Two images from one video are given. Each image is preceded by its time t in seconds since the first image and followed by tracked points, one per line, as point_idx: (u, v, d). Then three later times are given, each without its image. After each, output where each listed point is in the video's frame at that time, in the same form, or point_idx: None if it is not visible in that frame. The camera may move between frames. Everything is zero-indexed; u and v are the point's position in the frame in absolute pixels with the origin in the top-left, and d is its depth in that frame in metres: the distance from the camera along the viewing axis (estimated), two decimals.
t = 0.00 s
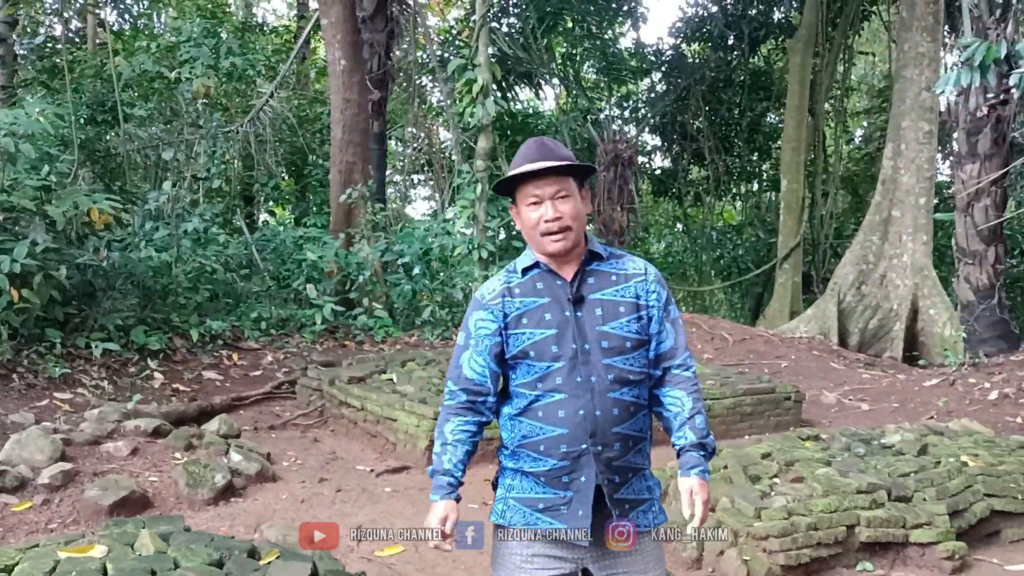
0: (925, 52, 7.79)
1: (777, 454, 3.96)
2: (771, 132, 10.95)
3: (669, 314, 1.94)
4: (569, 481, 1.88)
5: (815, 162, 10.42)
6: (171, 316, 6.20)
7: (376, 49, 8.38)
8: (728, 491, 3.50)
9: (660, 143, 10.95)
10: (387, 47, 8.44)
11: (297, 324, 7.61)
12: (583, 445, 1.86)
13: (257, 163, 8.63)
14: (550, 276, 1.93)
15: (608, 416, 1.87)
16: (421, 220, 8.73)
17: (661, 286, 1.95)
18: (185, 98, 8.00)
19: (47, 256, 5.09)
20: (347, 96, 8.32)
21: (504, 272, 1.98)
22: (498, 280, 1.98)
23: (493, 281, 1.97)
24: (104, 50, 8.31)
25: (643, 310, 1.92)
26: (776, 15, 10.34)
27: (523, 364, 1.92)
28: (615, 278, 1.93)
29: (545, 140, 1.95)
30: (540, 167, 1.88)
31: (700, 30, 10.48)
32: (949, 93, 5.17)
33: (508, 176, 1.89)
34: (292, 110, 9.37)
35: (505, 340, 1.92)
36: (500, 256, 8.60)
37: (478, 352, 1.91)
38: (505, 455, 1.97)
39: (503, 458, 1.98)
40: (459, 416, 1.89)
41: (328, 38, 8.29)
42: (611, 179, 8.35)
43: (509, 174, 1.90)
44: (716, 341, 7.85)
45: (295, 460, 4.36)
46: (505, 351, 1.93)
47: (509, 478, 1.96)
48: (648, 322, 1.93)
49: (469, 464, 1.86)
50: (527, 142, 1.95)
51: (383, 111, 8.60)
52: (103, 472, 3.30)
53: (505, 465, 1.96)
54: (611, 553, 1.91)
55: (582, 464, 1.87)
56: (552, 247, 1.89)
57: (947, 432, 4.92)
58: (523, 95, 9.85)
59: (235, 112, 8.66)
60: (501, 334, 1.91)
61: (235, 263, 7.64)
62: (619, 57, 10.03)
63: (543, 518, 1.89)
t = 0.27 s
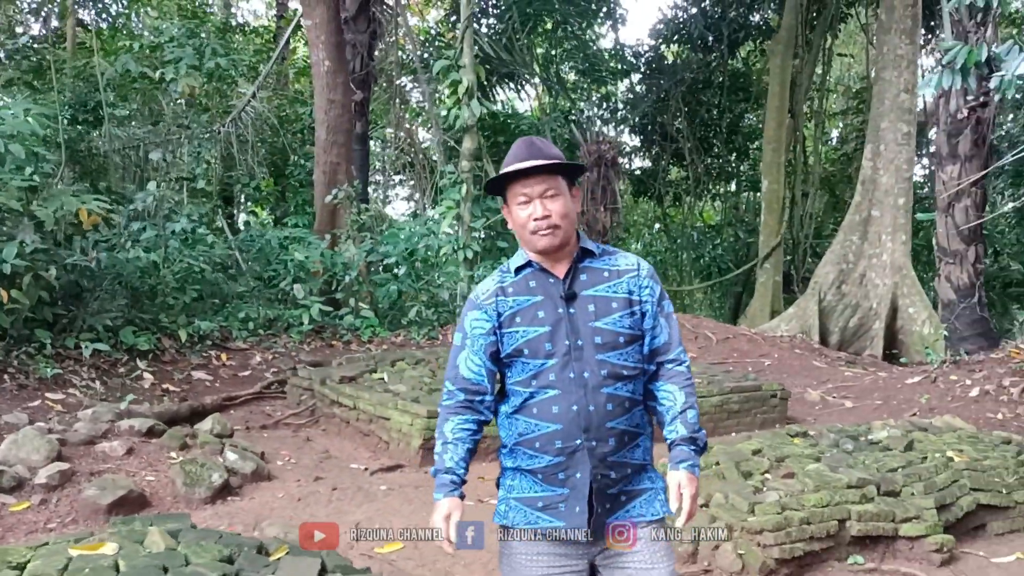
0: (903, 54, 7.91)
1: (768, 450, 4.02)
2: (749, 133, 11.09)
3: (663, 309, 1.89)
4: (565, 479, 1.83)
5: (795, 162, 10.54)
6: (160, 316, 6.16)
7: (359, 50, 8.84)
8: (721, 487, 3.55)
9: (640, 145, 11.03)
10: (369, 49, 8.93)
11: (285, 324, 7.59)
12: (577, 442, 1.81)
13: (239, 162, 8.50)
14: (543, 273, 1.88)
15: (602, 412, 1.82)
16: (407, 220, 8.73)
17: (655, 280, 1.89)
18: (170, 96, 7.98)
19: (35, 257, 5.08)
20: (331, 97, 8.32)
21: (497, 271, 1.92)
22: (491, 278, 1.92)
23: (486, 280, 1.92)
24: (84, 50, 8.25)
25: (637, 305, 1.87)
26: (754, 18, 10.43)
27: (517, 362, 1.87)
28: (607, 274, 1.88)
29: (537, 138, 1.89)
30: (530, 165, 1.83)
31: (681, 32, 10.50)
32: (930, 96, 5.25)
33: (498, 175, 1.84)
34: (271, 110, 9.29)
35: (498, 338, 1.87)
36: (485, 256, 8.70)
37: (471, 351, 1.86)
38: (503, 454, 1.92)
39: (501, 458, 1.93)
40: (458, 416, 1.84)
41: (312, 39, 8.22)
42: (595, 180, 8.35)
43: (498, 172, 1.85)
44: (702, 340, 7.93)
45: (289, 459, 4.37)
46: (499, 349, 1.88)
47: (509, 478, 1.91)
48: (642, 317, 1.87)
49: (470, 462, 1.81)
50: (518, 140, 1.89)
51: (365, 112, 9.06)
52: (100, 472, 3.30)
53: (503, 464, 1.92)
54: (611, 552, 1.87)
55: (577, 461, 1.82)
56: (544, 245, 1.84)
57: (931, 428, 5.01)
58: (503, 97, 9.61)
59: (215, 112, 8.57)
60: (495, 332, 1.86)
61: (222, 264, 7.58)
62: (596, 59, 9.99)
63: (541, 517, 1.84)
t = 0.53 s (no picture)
0: (885, 55, 8.03)
1: (764, 446, 4.07)
2: (731, 134, 11.21)
3: (680, 310, 1.88)
4: (570, 472, 1.85)
5: (779, 162, 10.65)
6: (153, 317, 6.14)
7: (345, 51, 8.89)
8: (721, 482, 3.60)
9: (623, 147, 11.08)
10: (355, 49, 8.98)
11: (276, 324, 7.53)
12: (584, 437, 1.83)
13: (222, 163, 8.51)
14: (560, 271, 1.90)
15: (610, 408, 1.83)
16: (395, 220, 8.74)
17: (672, 282, 1.89)
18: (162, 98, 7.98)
19: (30, 257, 5.05)
20: (318, 98, 8.30)
21: (519, 266, 1.96)
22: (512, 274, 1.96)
23: (507, 275, 1.96)
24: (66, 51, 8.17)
25: (651, 305, 1.87)
26: (734, 20, 10.56)
27: (531, 357, 1.89)
28: (622, 274, 1.88)
29: (562, 140, 1.91)
30: (549, 166, 1.85)
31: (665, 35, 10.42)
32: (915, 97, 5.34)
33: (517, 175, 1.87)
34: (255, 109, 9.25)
35: (514, 332, 1.90)
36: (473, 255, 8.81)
37: (488, 343, 1.91)
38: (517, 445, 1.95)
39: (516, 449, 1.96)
40: (480, 406, 1.90)
41: (300, 40, 8.17)
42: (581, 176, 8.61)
43: (518, 172, 1.88)
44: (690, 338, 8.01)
45: (288, 458, 4.39)
46: (515, 343, 1.91)
47: (522, 469, 1.94)
48: (655, 317, 1.87)
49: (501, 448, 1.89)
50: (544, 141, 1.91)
51: (351, 112, 9.13)
52: (103, 471, 3.30)
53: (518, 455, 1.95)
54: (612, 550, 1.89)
55: (583, 456, 1.83)
56: (558, 243, 1.86)
57: (920, 423, 5.09)
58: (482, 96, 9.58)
59: (199, 113, 8.53)
60: (510, 327, 1.90)
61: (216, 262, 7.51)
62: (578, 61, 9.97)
63: (547, 508, 1.87)
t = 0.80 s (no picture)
0: (862, 58, 8.16)
1: (753, 443, 4.14)
2: (709, 135, 11.38)
3: (687, 311, 1.89)
4: (572, 467, 1.89)
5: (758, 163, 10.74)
6: (138, 319, 6.11)
7: (325, 51, 8.83)
8: (713, 479, 3.65)
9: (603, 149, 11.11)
10: (335, 49, 8.89)
11: (261, 325, 7.41)
12: (584, 433, 1.86)
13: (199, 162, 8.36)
14: (568, 272, 1.93)
15: (611, 406, 1.85)
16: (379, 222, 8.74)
17: (679, 283, 1.89)
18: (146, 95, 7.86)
19: (15, 259, 5.03)
20: (299, 99, 8.26)
21: (531, 266, 2.01)
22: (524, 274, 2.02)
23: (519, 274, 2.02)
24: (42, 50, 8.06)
25: (656, 307, 1.88)
26: (710, 22, 10.49)
27: (538, 354, 1.94)
28: (628, 276, 1.89)
29: (572, 146, 1.97)
30: (556, 170, 1.90)
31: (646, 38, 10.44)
32: (897, 99, 5.41)
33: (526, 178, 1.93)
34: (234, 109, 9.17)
35: (520, 330, 1.96)
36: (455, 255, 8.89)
37: (495, 338, 1.99)
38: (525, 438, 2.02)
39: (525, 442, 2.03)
40: (485, 390, 2.01)
41: (280, 41, 8.13)
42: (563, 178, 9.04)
43: (528, 176, 1.94)
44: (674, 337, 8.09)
45: (280, 458, 4.40)
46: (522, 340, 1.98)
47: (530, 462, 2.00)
48: (661, 317, 1.88)
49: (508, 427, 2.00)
50: (554, 147, 1.97)
51: (330, 112, 9.11)
52: (97, 472, 3.29)
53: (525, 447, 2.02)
54: (611, 552, 1.92)
55: (585, 452, 1.87)
56: (563, 245, 1.90)
57: (902, 420, 5.19)
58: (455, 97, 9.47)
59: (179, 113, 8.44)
60: (517, 325, 1.96)
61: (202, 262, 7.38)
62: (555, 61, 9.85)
63: (549, 500, 1.92)
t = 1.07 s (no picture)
0: (828, 60, 8.32)
1: (727, 438, 4.22)
2: (676, 135, 11.35)
3: (674, 307, 1.94)
4: (561, 462, 1.93)
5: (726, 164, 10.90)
6: (110, 318, 6.05)
7: (294, 49, 8.65)
8: (689, 474, 3.72)
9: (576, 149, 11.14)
10: (304, 47, 8.75)
11: (232, 324, 7.32)
12: (574, 429, 1.91)
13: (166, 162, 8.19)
14: (556, 271, 1.98)
15: (600, 403, 1.90)
16: (353, 220, 8.73)
17: (666, 281, 1.94)
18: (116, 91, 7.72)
19: None
20: (269, 97, 8.22)
21: (519, 265, 2.05)
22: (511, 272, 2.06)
23: (507, 272, 2.06)
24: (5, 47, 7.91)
25: (643, 304, 1.92)
26: (677, 22, 10.59)
27: (526, 352, 1.99)
28: (615, 275, 1.94)
29: (558, 146, 2.01)
30: (544, 169, 1.94)
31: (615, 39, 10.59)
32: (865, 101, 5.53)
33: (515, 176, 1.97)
34: (204, 106, 9.07)
35: (509, 328, 2.01)
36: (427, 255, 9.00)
37: (483, 336, 2.04)
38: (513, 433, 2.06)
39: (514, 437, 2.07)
40: (470, 380, 2.08)
41: (250, 38, 8.10)
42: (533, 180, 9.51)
43: (516, 175, 1.98)
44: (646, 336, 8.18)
45: (257, 457, 4.39)
46: (510, 337, 2.02)
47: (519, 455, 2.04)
48: (648, 315, 1.93)
49: (492, 417, 2.06)
50: (540, 146, 2.01)
51: (298, 111, 8.83)
52: (75, 472, 3.27)
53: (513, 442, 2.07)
54: (612, 553, 1.95)
55: (574, 447, 1.91)
56: (551, 242, 1.94)
57: (870, 415, 5.31)
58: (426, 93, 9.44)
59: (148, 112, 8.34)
60: (505, 323, 2.01)
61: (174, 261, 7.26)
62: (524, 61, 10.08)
63: (538, 493, 1.97)
